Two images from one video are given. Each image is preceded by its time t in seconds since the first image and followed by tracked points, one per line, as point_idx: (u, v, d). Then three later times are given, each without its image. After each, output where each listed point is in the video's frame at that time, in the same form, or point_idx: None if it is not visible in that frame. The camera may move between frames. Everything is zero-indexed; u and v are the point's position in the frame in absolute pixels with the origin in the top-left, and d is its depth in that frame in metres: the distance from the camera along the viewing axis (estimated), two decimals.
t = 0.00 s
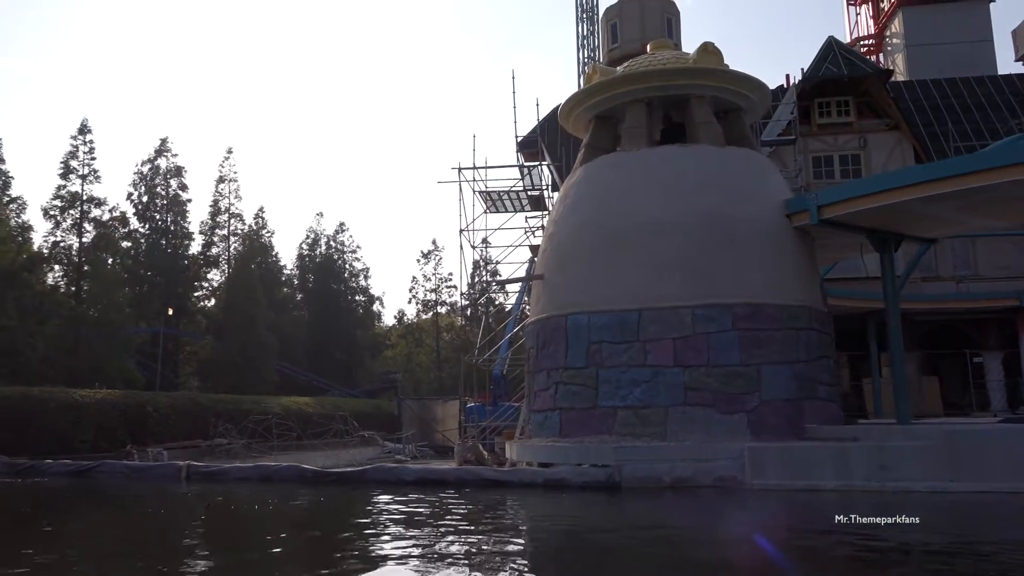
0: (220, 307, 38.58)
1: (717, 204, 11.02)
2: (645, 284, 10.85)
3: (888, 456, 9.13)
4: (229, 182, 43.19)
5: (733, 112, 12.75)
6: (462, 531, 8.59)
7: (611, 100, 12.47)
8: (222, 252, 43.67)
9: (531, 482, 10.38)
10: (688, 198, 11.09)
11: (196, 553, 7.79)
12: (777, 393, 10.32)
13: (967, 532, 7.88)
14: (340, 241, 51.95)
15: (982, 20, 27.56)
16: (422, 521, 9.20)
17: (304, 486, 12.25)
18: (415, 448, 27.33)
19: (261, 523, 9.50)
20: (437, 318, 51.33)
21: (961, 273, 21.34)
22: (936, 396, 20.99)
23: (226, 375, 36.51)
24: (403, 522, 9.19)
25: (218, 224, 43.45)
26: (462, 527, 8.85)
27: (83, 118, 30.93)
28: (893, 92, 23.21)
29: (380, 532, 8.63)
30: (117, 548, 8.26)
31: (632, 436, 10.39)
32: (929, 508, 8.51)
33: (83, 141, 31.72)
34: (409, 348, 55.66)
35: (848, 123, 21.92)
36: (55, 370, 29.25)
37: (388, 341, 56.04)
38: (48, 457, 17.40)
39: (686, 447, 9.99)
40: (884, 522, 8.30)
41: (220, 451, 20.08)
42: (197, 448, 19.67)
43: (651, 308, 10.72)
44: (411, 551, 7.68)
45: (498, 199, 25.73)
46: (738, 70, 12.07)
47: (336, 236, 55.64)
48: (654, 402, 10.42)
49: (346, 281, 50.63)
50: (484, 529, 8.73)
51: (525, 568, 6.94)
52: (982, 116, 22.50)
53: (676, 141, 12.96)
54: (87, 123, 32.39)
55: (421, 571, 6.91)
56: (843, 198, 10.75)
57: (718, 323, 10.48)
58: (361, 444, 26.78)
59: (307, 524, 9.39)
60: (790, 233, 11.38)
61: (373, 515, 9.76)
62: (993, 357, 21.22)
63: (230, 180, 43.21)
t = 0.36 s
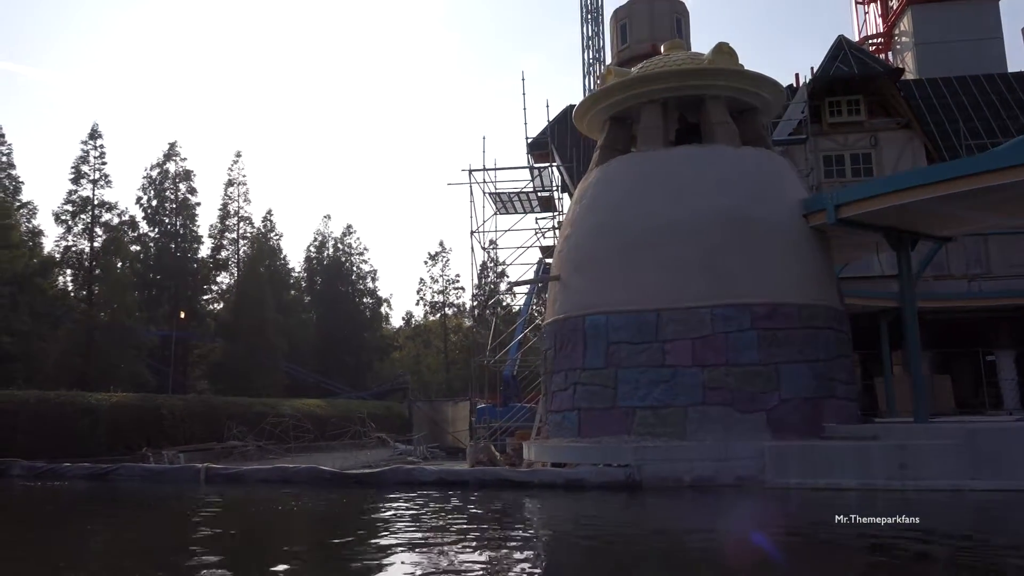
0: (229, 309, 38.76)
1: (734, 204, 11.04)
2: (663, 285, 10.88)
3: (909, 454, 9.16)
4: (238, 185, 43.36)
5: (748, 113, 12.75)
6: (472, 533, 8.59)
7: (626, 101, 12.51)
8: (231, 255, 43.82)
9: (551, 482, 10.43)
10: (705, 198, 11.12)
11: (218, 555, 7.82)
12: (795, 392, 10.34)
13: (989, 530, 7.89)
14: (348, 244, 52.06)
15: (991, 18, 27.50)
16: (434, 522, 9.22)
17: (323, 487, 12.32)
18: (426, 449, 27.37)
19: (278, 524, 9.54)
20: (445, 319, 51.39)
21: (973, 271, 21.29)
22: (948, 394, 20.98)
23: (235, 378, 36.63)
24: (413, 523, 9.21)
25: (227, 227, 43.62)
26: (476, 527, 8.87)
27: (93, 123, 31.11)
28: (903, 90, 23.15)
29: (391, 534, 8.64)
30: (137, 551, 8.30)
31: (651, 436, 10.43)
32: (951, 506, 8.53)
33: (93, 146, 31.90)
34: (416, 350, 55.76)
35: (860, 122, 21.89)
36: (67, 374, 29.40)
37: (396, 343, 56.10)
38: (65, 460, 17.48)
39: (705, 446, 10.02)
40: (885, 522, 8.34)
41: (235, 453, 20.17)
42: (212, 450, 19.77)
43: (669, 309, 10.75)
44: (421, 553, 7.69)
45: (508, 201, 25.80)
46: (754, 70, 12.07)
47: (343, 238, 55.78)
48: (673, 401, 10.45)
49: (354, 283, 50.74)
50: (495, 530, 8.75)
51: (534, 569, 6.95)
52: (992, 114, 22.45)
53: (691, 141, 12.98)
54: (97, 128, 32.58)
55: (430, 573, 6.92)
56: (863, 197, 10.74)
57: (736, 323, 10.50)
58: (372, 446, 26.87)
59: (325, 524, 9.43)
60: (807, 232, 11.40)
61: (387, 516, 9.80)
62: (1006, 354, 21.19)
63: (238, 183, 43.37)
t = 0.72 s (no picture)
0: (234, 313, 38.82)
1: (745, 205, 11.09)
2: (675, 286, 10.92)
3: (924, 452, 9.21)
4: (242, 189, 43.43)
5: (757, 113, 12.80)
6: (473, 534, 8.59)
7: (635, 103, 12.56)
8: (235, 259, 43.87)
9: (566, 482, 10.49)
10: (716, 199, 11.16)
11: (251, 558, 7.82)
12: (809, 391, 10.39)
13: (1007, 526, 7.94)
14: (350, 247, 52.11)
15: (993, 17, 27.59)
16: (436, 524, 9.23)
17: (336, 490, 12.35)
18: (432, 452, 27.38)
19: (290, 526, 9.55)
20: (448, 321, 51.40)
21: (979, 269, 21.32)
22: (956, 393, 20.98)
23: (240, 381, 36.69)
24: (412, 525, 9.20)
25: (230, 231, 43.69)
26: (484, 528, 8.88)
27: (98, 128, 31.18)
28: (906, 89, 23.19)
29: (389, 536, 8.64)
30: (170, 554, 8.30)
31: (665, 436, 10.48)
32: (967, 503, 8.58)
33: (98, 151, 31.97)
34: (420, 352, 55.76)
35: (864, 121, 21.93)
36: (74, 379, 29.42)
37: (399, 345, 56.11)
38: (77, 465, 17.57)
39: (720, 446, 10.07)
40: (885, 522, 8.33)
41: (243, 456, 20.23)
42: (221, 454, 19.83)
43: (682, 310, 10.80)
44: (422, 555, 7.68)
45: (512, 203, 25.85)
46: (762, 72, 12.12)
47: (345, 241, 55.86)
48: (688, 401, 10.49)
49: (357, 286, 50.78)
50: (497, 531, 8.75)
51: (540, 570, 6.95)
52: (996, 113, 22.49)
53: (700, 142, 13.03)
54: (102, 134, 32.66)
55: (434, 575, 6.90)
56: (873, 196, 10.77)
57: (749, 323, 10.55)
58: (379, 449, 26.89)
59: (336, 527, 9.45)
60: (818, 232, 11.45)
61: (395, 518, 9.81)
62: (1013, 352, 21.21)
63: (242, 187, 43.44)
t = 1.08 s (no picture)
0: (246, 315, 38.99)
1: (766, 208, 11.11)
2: (696, 289, 10.94)
3: (947, 456, 9.21)
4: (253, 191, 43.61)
5: (776, 116, 12.81)
6: (483, 535, 8.67)
7: (654, 106, 12.60)
8: (247, 261, 44.01)
9: (587, 485, 10.52)
10: (736, 202, 11.18)
11: (275, 557, 7.88)
12: (830, 394, 10.40)
13: None
14: (360, 249, 52.23)
15: (1007, 19, 27.52)
16: (447, 526, 9.31)
17: (356, 491, 12.40)
18: (445, 454, 27.40)
19: (306, 528, 9.61)
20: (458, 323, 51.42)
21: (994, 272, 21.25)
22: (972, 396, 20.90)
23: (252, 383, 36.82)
24: (422, 528, 9.29)
25: (242, 233, 43.87)
26: (496, 530, 8.95)
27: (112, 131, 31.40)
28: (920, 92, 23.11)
29: (400, 537, 8.71)
30: (186, 555, 8.32)
31: (686, 438, 10.50)
32: (991, 506, 8.58)
33: (112, 154, 32.18)
34: (430, 354, 55.80)
35: (878, 124, 21.90)
36: (88, 381, 29.60)
37: (409, 347, 56.16)
38: (96, 466, 17.75)
39: (741, 448, 10.09)
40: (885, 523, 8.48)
41: (259, 458, 20.34)
42: (236, 455, 19.93)
43: (702, 312, 10.82)
44: (443, 556, 7.74)
45: (525, 206, 25.90)
46: (781, 75, 12.13)
47: (355, 243, 55.98)
48: (709, 404, 10.51)
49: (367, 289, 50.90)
50: (508, 532, 8.83)
51: (553, 570, 7.01)
52: (1010, 115, 22.40)
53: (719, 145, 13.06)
54: (116, 136, 32.87)
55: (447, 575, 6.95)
56: (892, 200, 10.77)
57: (770, 326, 10.56)
58: (391, 451, 26.94)
59: (353, 528, 9.51)
60: (838, 235, 11.46)
61: (409, 520, 9.87)
62: None
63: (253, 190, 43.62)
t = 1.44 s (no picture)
0: (261, 313, 39.18)
1: (791, 212, 11.11)
2: (721, 293, 10.95)
3: (975, 463, 9.18)
4: (270, 190, 43.84)
5: (801, 120, 12.79)
6: (499, 536, 8.71)
7: (679, 109, 12.59)
8: (262, 260, 44.23)
9: (610, 487, 10.56)
10: (762, 207, 11.17)
11: (298, 554, 7.98)
12: (855, 399, 10.39)
13: None
14: (374, 249, 52.38)
15: None
16: (463, 528, 9.35)
17: (378, 490, 12.47)
18: (459, 454, 27.45)
19: (326, 526, 9.69)
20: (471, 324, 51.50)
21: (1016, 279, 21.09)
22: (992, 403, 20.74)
23: (267, 381, 37.01)
24: (438, 529, 9.34)
25: (258, 232, 44.10)
26: (513, 532, 8.99)
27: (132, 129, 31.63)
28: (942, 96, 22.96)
29: (413, 538, 8.76)
30: (215, 549, 8.44)
31: (710, 442, 10.51)
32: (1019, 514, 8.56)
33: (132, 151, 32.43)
34: (442, 354, 55.87)
35: (899, 130, 21.83)
36: (106, 377, 29.85)
37: (421, 348, 56.27)
38: (117, 461, 17.94)
39: (766, 452, 10.10)
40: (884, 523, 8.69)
41: (276, 455, 20.48)
42: (254, 452, 20.07)
43: (727, 316, 10.82)
44: (465, 555, 7.82)
45: (542, 208, 25.95)
46: (807, 79, 12.10)
47: (368, 243, 56.15)
48: (733, 408, 10.52)
49: (380, 289, 51.04)
50: (524, 534, 8.88)
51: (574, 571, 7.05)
52: None
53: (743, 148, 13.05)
54: (135, 135, 33.13)
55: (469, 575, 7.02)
56: (918, 206, 10.76)
57: (795, 330, 10.55)
58: (405, 451, 27.02)
59: (375, 527, 9.58)
60: (863, 240, 11.44)
61: (432, 519, 9.94)
62: None
63: (270, 188, 43.85)
